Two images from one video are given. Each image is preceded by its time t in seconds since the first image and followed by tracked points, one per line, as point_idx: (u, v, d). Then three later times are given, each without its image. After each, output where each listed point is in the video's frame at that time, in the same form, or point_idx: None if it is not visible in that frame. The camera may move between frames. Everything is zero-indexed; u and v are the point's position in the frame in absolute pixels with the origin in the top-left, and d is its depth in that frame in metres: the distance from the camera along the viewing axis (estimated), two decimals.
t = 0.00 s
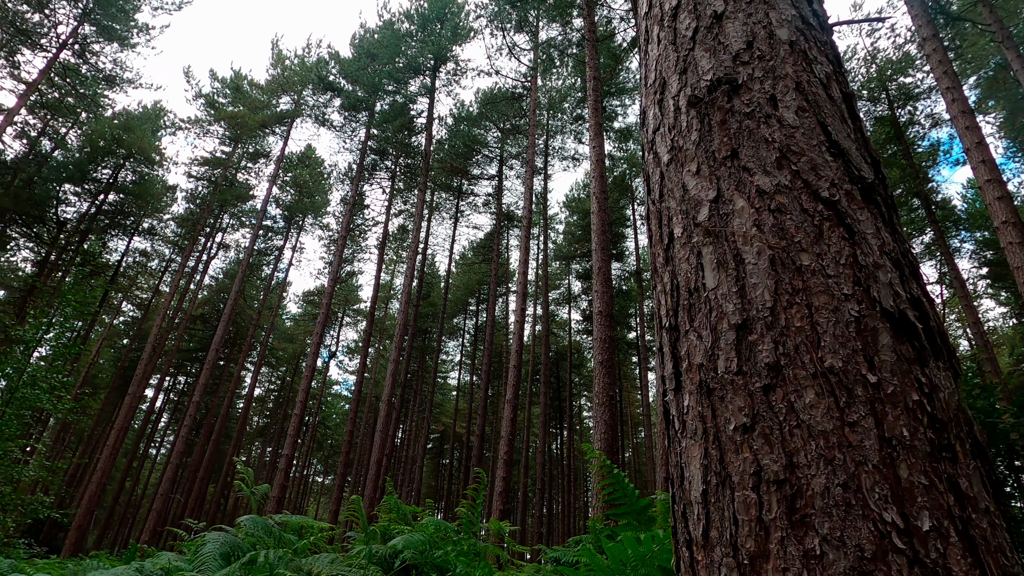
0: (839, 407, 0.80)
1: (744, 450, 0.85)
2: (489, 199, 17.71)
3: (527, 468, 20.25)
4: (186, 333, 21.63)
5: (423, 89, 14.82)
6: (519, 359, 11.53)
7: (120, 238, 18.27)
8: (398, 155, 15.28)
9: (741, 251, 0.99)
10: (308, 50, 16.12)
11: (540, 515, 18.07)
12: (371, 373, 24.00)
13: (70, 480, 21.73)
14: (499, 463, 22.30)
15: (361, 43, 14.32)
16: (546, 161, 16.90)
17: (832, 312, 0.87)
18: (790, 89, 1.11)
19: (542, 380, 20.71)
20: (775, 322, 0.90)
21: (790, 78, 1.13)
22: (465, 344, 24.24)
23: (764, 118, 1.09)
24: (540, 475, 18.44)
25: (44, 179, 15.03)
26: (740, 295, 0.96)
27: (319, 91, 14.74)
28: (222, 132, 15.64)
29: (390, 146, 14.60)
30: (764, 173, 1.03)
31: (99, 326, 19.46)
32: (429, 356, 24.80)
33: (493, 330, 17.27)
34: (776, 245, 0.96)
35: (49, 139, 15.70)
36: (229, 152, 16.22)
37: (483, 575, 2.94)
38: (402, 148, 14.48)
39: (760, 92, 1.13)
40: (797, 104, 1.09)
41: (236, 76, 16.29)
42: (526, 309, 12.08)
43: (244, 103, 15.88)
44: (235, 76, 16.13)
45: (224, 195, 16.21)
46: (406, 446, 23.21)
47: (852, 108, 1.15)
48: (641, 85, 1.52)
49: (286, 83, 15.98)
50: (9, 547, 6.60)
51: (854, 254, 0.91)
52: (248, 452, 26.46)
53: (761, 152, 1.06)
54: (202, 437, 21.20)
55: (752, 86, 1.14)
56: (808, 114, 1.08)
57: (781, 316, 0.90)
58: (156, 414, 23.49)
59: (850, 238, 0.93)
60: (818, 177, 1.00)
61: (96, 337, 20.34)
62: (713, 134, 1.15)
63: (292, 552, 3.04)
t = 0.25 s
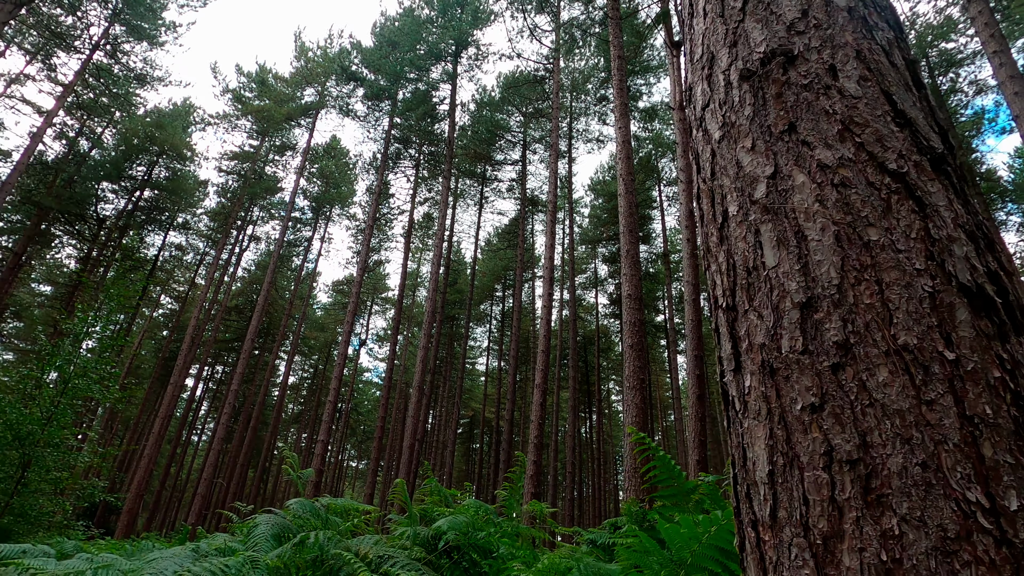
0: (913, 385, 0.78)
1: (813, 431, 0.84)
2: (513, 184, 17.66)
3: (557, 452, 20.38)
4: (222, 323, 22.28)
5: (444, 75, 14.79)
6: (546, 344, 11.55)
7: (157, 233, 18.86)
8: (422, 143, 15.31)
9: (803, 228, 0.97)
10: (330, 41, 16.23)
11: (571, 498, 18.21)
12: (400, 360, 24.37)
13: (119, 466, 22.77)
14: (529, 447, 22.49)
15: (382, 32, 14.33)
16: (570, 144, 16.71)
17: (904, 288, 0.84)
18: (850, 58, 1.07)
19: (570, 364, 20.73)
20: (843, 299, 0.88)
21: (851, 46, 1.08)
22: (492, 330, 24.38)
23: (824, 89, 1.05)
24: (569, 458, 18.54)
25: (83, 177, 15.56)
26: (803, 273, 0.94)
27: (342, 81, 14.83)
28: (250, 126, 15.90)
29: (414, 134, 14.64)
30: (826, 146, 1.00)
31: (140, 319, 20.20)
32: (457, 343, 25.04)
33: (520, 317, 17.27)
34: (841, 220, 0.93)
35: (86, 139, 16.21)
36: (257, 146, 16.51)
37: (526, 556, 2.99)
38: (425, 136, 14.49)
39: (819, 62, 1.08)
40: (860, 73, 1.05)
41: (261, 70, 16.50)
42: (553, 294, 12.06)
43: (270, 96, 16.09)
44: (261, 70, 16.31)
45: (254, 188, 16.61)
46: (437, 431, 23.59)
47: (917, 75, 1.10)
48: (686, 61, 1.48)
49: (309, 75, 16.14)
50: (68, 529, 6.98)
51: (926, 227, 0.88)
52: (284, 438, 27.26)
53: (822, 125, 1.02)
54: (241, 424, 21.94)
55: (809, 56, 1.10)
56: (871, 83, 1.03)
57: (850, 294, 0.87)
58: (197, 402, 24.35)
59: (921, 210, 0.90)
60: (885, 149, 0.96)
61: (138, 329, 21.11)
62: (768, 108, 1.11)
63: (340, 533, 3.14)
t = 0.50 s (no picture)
0: (1010, 357, 0.74)
1: (897, 407, 0.82)
2: (541, 167, 17.54)
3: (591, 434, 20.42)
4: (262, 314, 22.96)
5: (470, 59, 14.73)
6: (579, 328, 11.52)
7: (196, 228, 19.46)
8: (449, 129, 15.29)
9: (879, 199, 0.93)
10: (356, 31, 16.30)
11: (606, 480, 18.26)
12: (434, 346, 24.71)
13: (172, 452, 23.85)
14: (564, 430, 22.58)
15: (406, 19, 14.31)
16: (599, 125, 16.44)
17: (996, 256, 0.80)
18: (927, 16, 1.01)
19: (603, 347, 20.64)
20: (927, 271, 0.84)
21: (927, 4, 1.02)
22: (524, 314, 24.44)
23: (899, 51, 1.00)
24: (605, 441, 18.53)
25: (126, 177, 16.13)
26: (882, 246, 0.90)
27: (368, 71, 14.90)
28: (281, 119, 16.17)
29: (440, 120, 14.64)
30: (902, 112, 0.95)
31: (185, 311, 20.99)
32: (489, 328, 25.21)
33: (552, 301, 17.21)
34: (922, 188, 0.89)
35: (127, 139, 16.77)
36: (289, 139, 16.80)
37: (575, 537, 3.02)
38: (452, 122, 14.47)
39: (892, 23, 1.03)
40: (938, 32, 0.99)
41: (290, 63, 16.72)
42: (585, 278, 11.98)
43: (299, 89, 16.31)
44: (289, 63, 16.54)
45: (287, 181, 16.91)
46: (472, 415, 23.90)
47: (1000, 30, 1.03)
48: (740, 30, 1.43)
49: (336, 66, 16.28)
50: (128, 510, 7.39)
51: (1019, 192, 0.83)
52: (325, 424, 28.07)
53: (897, 89, 0.97)
54: (283, 410, 22.66)
55: (879, 17, 1.05)
56: (950, 42, 0.97)
57: (935, 265, 0.83)
58: (241, 390, 25.24)
59: (1011, 175, 0.85)
60: (969, 111, 0.91)
61: (183, 321, 21.93)
62: (837, 75, 1.07)
63: (391, 514, 3.24)
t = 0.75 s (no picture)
0: None
1: (972, 385, 0.79)
2: (565, 153, 17.39)
3: (621, 421, 20.37)
4: (295, 306, 23.50)
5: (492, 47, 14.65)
6: (608, 315, 11.45)
7: (230, 224, 19.95)
8: (472, 118, 15.26)
9: (949, 168, 0.89)
10: (378, 22, 16.36)
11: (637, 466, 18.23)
12: (462, 335, 24.92)
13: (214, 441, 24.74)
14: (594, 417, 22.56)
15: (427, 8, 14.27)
16: (624, 108, 16.17)
17: None
18: None
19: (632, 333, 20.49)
20: (1005, 245, 0.80)
21: None
22: (551, 301, 24.40)
23: (970, 12, 0.95)
24: (635, 427, 18.49)
25: (161, 176, 16.61)
26: (953, 219, 0.87)
27: (391, 62, 14.94)
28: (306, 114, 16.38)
29: (463, 110, 14.64)
30: (974, 76, 0.90)
31: (222, 305, 21.65)
32: (516, 316, 25.27)
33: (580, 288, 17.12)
34: (998, 156, 0.84)
35: (161, 139, 17.24)
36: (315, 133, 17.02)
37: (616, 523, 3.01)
38: (475, 111, 14.45)
39: None
40: None
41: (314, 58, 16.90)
42: (612, 264, 11.88)
43: (324, 83, 16.47)
44: (313, 57, 16.71)
45: (315, 175, 17.16)
46: (502, 403, 24.08)
47: None
48: None
49: (360, 58, 16.41)
50: (177, 496, 7.71)
51: None
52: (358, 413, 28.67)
53: (969, 51, 0.92)
54: (318, 400, 23.22)
55: None
56: None
57: (1016, 236, 0.79)
58: (277, 381, 25.95)
59: None
60: None
61: (220, 315, 22.59)
62: (899, 39, 1.02)
63: (433, 499, 3.30)
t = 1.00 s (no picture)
0: None
1: None
2: (593, 137, 17.16)
3: (655, 406, 20.22)
4: (330, 298, 24.03)
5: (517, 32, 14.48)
6: (641, 299, 11.34)
7: (265, 219, 20.44)
8: (498, 104, 15.17)
9: None
10: (402, 13, 16.36)
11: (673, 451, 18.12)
12: (494, 323, 25.06)
13: (258, 429, 25.65)
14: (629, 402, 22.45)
15: None
16: (652, 87, 15.81)
17: None
18: None
19: (666, 317, 20.25)
20: None
21: None
22: (582, 287, 24.28)
23: None
24: (670, 412, 18.34)
25: (199, 174, 17.09)
26: None
27: (416, 52, 14.95)
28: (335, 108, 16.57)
29: (489, 97, 14.57)
30: None
31: (260, 298, 22.31)
32: (547, 302, 25.24)
33: (611, 273, 16.94)
34: None
35: (197, 138, 17.73)
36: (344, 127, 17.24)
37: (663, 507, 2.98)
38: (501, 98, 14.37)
39: None
40: None
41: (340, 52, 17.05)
42: (644, 248, 11.72)
43: (351, 76, 16.61)
44: (340, 51, 16.85)
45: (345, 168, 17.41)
46: (536, 390, 24.18)
47: None
48: None
49: (385, 50, 16.47)
50: (226, 483, 8.03)
51: None
52: (394, 400, 29.26)
53: None
54: (355, 388, 23.74)
55: None
56: None
57: None
58: (315, 371, 26.67)
59: None
60: None
61: (259, 308, 23.25)
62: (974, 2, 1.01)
63: (477, 483, 3.36)
